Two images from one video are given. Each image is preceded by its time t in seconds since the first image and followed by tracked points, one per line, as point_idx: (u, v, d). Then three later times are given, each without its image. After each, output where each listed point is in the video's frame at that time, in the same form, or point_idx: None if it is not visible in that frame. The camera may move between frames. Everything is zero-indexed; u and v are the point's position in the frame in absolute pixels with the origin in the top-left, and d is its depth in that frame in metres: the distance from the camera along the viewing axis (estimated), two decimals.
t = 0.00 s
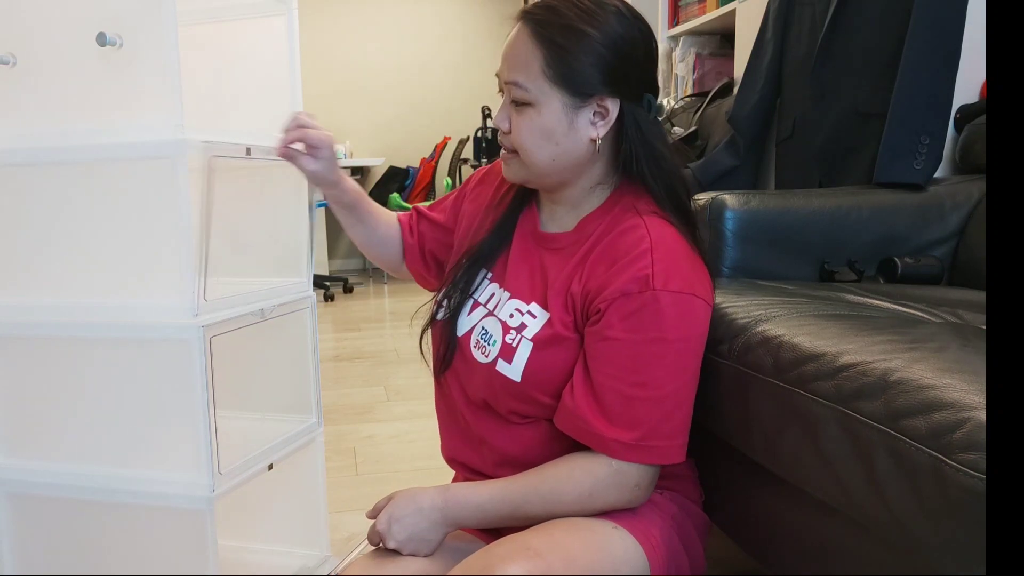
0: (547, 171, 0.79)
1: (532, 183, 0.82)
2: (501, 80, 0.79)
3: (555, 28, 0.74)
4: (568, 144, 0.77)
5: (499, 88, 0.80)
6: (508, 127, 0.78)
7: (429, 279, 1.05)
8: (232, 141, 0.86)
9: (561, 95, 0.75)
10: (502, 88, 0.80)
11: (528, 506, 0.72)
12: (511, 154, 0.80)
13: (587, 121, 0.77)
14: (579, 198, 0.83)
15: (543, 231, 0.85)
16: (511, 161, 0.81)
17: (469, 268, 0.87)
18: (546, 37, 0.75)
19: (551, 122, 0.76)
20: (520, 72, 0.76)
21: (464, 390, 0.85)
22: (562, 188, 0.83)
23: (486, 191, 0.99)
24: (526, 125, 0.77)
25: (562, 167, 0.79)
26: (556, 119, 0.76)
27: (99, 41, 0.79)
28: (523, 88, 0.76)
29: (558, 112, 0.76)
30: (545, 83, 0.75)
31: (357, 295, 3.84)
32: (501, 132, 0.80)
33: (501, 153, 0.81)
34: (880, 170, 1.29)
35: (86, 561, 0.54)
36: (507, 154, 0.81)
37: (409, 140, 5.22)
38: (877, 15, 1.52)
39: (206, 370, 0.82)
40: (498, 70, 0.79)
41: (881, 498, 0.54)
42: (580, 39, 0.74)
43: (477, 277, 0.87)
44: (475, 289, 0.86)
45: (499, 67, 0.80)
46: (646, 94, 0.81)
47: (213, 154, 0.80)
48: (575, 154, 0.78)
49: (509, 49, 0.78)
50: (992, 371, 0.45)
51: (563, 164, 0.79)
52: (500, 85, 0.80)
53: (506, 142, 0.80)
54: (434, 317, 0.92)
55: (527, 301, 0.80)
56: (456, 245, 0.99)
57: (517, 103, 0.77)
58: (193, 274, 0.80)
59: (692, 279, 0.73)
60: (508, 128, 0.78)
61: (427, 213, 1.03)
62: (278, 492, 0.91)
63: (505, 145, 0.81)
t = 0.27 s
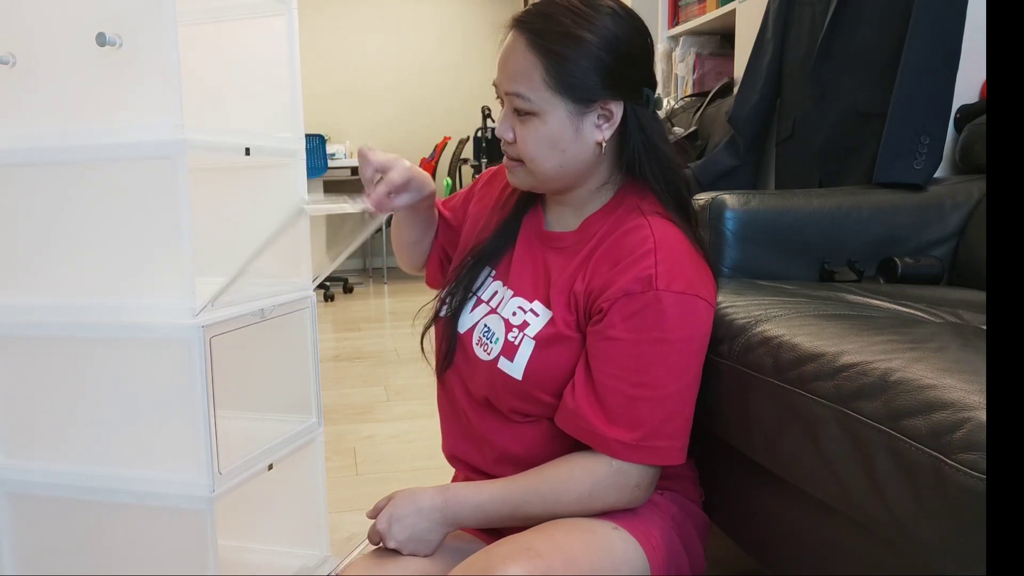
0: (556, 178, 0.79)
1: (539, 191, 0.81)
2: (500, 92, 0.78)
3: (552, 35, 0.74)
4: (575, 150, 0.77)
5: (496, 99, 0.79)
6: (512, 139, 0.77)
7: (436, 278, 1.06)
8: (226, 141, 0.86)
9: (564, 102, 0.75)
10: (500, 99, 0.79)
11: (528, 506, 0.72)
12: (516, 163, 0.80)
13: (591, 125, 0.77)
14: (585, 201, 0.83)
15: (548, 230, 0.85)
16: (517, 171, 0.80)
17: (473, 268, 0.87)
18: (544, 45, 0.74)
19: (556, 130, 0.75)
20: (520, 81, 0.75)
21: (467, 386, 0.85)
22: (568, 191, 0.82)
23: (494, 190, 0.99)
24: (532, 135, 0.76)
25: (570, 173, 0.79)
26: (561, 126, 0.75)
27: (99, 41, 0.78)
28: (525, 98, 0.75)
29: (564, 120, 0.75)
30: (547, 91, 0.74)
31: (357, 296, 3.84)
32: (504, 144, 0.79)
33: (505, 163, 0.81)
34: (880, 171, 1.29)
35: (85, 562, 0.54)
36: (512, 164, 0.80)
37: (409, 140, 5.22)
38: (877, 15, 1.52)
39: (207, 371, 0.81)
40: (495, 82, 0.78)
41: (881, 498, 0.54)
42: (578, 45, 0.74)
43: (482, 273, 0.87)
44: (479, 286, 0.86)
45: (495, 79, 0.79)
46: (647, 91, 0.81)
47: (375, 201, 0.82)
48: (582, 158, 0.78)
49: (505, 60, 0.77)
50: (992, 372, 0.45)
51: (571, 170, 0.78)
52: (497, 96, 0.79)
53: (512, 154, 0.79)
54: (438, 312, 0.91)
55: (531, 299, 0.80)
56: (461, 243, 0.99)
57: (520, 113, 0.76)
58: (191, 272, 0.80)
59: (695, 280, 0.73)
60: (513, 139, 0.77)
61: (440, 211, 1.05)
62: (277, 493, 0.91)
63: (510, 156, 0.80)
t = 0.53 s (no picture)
0: (565, 182, 0.79)
1: (547, 193, 0.82)
2: (510, 95, 0.78)
3: (564, 40, 0.74)
4: (585, 156, 0.77)
5: (506, 101, 0.79)
6: (522, 143, 0.77)
7: (434, 272, 1.05)
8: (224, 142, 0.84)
9: (575, 108, 0.75)
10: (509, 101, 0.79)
11: (528, 505, 0.72)
12: (524, 167, 0.80)
13: (602, 131, 0.77)
14: (591, 203, 0.83)
15: (553, 229, 0.85)
16: (525, 174, 0.80)
17: (475, 267, 0.87)
18: (555, 50, 0.74)
19: (567, 136, 0.76)
20: (531, 86, 0.75)
21: (467, 382, 0.86)
22: (576, 193, 0.82)
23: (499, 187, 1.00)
24: (543, 141, 0.76)
25: (579, 177, 0.79)
26: (572, 132, 0.75)
27: (99, 41, 0.78)
28: (537, 103, 0.75)
29: (575, 126, 0.75)
30: (559, 97, 0.74)
31: (357, 296, 3.84)
32: (514, 148, 0.79)
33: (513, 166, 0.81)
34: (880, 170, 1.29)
35: (84, 563, 0.54)
36: (520, 167, 0.80)
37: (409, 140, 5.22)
38: (877, 15, 1.52)
39: (206, 371, 0.81)
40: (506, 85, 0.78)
41: (882, 499, 0.54)
42: (590, 50, 0.74)
43: (484, 271, 0.87)
44: (481, 283, 0.86)
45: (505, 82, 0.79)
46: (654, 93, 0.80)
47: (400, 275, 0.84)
48: (592, 163, 0.78)
49: (516, 63, 0.77)
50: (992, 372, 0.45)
51: (581, 174, 0.79)
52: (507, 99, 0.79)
53: (521, 158, 0.79)
54: (439, 308, 0.92)
55: (533, 298, 0.80)
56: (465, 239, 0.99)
57: (531, 117, 0.76)
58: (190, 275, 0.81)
59: (699, 283, 0.73)
60: (523, 144, 0.78)
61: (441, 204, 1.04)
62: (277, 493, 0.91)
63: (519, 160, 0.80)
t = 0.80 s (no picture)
0: (564, 185, 0.79)
1: (546, 195, 0.82)
2: (507, 98, 0.78)
3: (560, 43, 0.74)
4: (583, 158, 0.77)
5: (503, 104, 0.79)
6: (520, 145, 0.78)
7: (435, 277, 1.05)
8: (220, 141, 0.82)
9: (572, 111, 0.75)
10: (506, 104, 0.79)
11: (529, 505, 0.72)
12: (523, 169, 0.80)
13: (600, 132, 0.77)
14: (591, 203, 0.83)
15: (552, 229, 0.85)
16: (524, 176, 0.80)
17: (475, 267, 0.87)
18: (551, 53, 0.74)
19: (564, 138, 0.76)
20: (528, 89, 0.75)
21: (467, 383, 0.86)
22: (575, 194, 0.82)
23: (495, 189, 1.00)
24: (540, 143, 0.76)
25: (577, 179, 0.79)
26: (569, 134, 0.75)
27: (99, 41, 0.77)
28: (533, 106, 0.75)
29: (572, 128, 0.75)
30: (556, 99, 0.74)
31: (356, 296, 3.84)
32: (512, 150, 0.79)
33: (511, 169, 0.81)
34: (880, 170, 1.29)
35: (86, 564, 0.54)
36: (518, 170, 0.80)
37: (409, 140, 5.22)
38: (878, 15, 1.52)
39: (206, 372, 0.78)
40: (502, 88, 0.79)
41: (882, 500, 0.54)
42: (585, 52, 0.74)
43: (484, 272, 0.87)
44: (481, 284, 0.86)
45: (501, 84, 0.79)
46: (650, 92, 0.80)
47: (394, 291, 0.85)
48: (590, 165, 0.78)
49: (512, 66, 0.77)
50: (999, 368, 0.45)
51: (579, 176, 0.79)
52: (504, 101, 0.79)
53: (519, 161, 0.79)
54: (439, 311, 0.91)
55: (533, 298, 0.80)
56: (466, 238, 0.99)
57: (528, 120, 0.76)
58: (190, 276, 0.78)
59: (700, 283, 0.73)
60: (520, 146, 0.78)
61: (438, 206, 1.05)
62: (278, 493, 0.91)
63: (517, 163, 0.80)
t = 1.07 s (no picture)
0: (563, 185, 0.79)
1: (546, 196, 0.82)
2: (506, 99, 0.78)
3: (557, 44, 0.74)
4: (581, 159, 0.77)
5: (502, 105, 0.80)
6: (519, 146, 0.78)
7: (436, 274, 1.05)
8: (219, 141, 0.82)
9: (570, 111, 0.75)
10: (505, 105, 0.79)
11: (528, 505, 0.72)
12: (522, 170, 0.80)
13: (598, 134, 0.77)
14: (590, 203, 0.83)
15: (553, 228, 0.85)
16: (523, 177, 0.80)
17: (476, 267, 0.87)
18: (549, 54, 0.74)
19: (562, 138, 0.76)
20: (526, 89, 0.75)
21: (467, 382, 0.86)
22: (575, 194, 0.82)
23: (496, 189, 1.00)
24: (538, 144, 0.76)
25: (577, 179, 0.79)
26: (568, 134, 0.75)
27: (99, 41, 0.77)
28: (531, 108, 0.75)
29: (570, 129, 0.75)
30: (553, 100, 0.74)
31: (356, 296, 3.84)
32: (512, 151, 0.79)
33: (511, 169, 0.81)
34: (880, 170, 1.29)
35: (86, 564, 0.54)
36: (517, 170, 0.80)
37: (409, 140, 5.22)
38: (878, 15, 1.52)
39: (206, 372, 0.79)
40: (501, 89, 0.79)
41: (882, 499, 0.54)
42: (583, 54, 0.74)
43: (484, 272, 0.87)
44: (482, 283, 0.86)
45: (500, 85, 0.79)
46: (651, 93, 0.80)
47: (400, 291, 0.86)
48: (588, 165, 0.78)
49: (511, 67, 0.77)
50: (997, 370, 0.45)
51: (578, 177, 0.79)
52: (504, 102, 0.79)
53: (519, 161, 0.79)
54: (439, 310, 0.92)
55: (534, 297, 0.80)
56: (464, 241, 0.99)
57: (527, 120, 0.76)
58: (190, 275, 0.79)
59: (700, 283, 0.73)
60: (520, 147, 0.78)
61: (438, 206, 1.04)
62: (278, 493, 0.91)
63: (517, 164, 0.80)
